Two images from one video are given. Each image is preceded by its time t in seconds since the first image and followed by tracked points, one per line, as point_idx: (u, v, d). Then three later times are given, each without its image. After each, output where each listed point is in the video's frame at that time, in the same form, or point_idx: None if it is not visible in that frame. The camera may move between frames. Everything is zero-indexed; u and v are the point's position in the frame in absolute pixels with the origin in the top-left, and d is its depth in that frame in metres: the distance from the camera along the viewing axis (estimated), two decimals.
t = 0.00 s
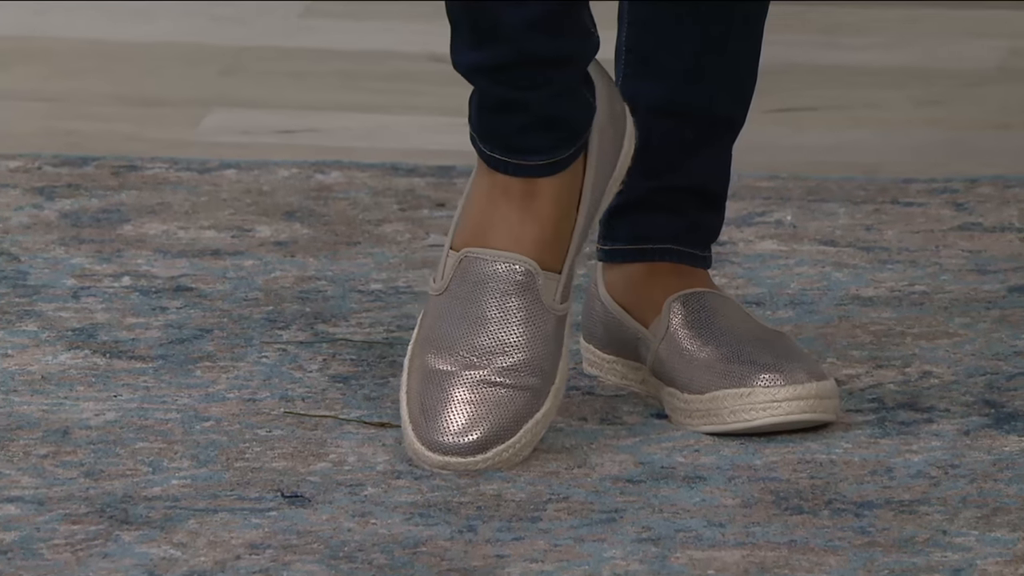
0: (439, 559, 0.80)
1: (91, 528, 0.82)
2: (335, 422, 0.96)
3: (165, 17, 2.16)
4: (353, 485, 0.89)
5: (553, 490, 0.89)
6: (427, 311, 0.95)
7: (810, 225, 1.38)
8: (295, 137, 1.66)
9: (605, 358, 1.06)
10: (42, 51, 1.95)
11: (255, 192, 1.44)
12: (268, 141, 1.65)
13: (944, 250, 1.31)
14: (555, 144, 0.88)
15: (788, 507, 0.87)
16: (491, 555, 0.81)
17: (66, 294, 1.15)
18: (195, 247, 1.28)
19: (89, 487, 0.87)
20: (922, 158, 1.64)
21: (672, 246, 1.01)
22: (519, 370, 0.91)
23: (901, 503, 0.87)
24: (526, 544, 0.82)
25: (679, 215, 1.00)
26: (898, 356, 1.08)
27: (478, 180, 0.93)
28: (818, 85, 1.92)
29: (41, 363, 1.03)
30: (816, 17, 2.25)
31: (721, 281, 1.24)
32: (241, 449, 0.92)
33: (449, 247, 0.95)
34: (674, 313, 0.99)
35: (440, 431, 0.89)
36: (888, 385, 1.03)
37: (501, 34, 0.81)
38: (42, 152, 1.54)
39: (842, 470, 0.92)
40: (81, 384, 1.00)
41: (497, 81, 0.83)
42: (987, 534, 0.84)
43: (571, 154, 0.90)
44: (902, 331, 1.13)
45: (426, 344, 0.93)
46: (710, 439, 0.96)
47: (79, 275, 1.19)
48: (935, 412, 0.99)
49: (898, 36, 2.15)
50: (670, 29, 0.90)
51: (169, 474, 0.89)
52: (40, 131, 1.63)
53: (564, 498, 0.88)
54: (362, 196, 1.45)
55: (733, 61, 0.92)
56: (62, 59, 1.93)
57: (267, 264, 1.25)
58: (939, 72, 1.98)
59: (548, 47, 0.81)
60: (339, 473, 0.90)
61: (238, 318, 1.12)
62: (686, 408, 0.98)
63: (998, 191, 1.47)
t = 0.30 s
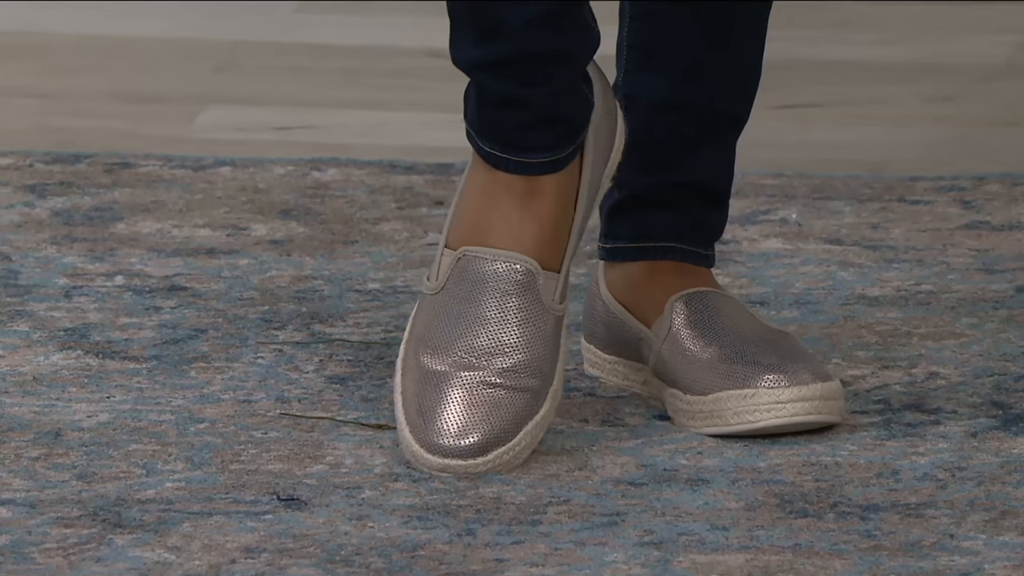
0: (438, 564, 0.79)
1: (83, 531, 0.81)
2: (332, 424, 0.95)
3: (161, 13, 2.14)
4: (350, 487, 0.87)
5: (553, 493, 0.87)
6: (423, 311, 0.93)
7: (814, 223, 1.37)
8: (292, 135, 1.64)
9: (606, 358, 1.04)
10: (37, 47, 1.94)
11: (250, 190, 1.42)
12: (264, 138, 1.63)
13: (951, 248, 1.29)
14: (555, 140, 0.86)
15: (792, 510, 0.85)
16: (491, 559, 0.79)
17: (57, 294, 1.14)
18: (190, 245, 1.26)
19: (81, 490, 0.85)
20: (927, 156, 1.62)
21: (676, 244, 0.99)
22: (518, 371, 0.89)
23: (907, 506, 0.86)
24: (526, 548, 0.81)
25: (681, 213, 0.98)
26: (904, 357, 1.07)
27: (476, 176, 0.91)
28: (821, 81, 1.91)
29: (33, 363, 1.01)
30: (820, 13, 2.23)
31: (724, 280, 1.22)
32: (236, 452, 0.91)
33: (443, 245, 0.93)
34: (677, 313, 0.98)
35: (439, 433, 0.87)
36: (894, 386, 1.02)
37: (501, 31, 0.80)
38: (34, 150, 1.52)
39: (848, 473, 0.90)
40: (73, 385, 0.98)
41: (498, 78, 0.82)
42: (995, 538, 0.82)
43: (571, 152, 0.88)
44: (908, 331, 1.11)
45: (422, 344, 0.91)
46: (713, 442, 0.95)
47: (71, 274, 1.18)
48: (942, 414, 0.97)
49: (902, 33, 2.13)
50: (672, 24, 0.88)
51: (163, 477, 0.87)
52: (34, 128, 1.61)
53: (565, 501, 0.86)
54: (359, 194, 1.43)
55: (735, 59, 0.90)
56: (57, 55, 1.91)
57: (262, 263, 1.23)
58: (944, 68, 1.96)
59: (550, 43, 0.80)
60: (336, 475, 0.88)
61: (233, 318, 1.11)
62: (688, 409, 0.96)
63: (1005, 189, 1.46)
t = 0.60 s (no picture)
0: (437, 566, 0.78)
1: (78, 534, 0.80)
2: (330, 425, 0.94)
3: (158, 10, 2.13)
4: (348, 489, 0.86)
5: (553, 494, 0.86)
6: (418, 310, 0.92)
7: (817, 222, 1.36)
8: (291, 133, 1.64)
9: (608, 359, 1.03)
10: (34, 44, 1.93)
11: (247, 188, 1.42)
12: (263, 136, 1.62)
13: (956, 248, 1.29)
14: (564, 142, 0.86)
15: (795, 512, 0.84)
16: (490, 561, 0.78)
17: (53, 294, 1.13)
18: (187, 245, 1.26)
19: (77, 492, 0.84)
20: (931, 154, 1.61)
21: (678, 242, 0.99)
22: (519, 372, 0.89)
23: (911, 508, 0.85)
24: (526, 550, 0.80)
25: (683, 210, 0.97)
26: (908, 357, 1.06)
27: (480, 176, 0.90)
28: (823, 79, 1.89)
29: (28, 364, 1.00)
30: (823, 10, 2.22)
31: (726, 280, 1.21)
32: (233, 453, 0.90)
33: (439, 246, 0.92)
34: (678, 313, 0.97)
35: (440, 434, 0.86)
36: (897, 387, 1.01)
37: (522, 31, 0.79)
38: (30, 148, 1.52)
39: (851, 474, 0.89)
40: (69, 386, 0.97)
41: (514, 78, 0.81)
42: (1000, 540, 0.81)
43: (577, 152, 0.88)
44: (912, 331, 1.10)
45: (418, 344, 0.90)
46: (715, 443, 0.94)
47: (67, 274, 1.17)
48: (946, 414, 0.97)
49: (905, 30, 2.12)
50: (677, 19, 0.87)
51: (160, 478, 0.86)
52: (31, 126, 1.60)
53: (565, 502, 0.85)
54: (358, 192, 1.42)
55: (739, 51, 0.89)
56: (54, 53, 1.90)
57: (260, 262, 1.22)
58: (947, 66, 1.95)
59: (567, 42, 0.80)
60: (334, 477, 0.88)
61: (230, 318, 1.10)
62: (690, 410, 0.95)
63: (1010, 188, 1.45)
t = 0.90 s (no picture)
0: (437, 566, 0.78)
1: (79, 534, 0.80)
2: (330, 425, 0.94)
3: (157, 9, 2.13)
4: (348, 489, 0.86)
5: (553, 494, 0.86)
6: (413, 307, 0.91)
7: (818, 222, 1.36)
8: (291, 133, 1.64)
9: (608, 359, 1.03)
10: (33, 44, 1.93)
11: (247, 188, 1.42)
12: (262, 136, 1.62)
13: (956, 248, 1.29)
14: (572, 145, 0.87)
15: (795, 512, 0.84)
16: (490, 561, 0.78)
17: (53, 294, 1.13)
18: (187, 245, 1.26)
19: (77, 492, 0.84)
20: (932, 154, 1.61)
21: (680, 241, 0.99)
22: (520, 374, 0.89)
23: (911, 509, 0.85)
24: (526, 550, 0.80)
25: (684, 209, 0.97)
26: (908, 357, 1.06)
27: (482, 175, 0.89)
28: (823, 79, 1.89)
29: (27, 364, 1.00)
30: (823, 10, 2.22)
31: (726, 280, 1.21)
32: (233, 453, 0.90)
33: (433, 245, 0.91)
34: (679, 313, 0.96)
35: (445, 436, 0.86)
36: (898, 387, 1.01)
37: (547, 34, 0.80)
38: (29, 148, 1.52)
39: (851, 475, 0.89)
40: (69, 386, 0.97)
41: (533, 80, 0.82)
42: (1000, 540, 0.81)
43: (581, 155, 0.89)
44: (912, 331, 1.10)
45: (418, 343, 0.90)
46: (715, 443, 0.94)
47: (66, 274, 1.17)
48: (947, 415, 0.96)
49: (905, 30, 2.12)
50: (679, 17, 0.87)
51: (160, 478, 0.86)
52: (30, 125, 1.60)
53: (565, 503, 0.85)
54: (358, 192, 1.42)
55: (741, 48, 0.90)
56: (54, 53, 1.90)
57: (260, 262, 1.22)
58: (948, 65, 1.95)
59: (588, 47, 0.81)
60: (334, 476, 0.88)
61: (230, 318, 1.10)
62: (691, 410, 0.95)
63: (1010, 187, 1.45)
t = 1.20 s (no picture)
0: (437, 567, 0.77)
1: (76, 535, 0.79)
2: (328, 426, 0.93)
3: (155, 8, 2.13)
4: (347, 490, 0.85)
5: (553, 495, 0.86)
6: (412, 304, 0.90)
7: (820, 222, 1.35)
8: (289, 132, 1.63)
9: (609, 359, 1.03)
10: (30, 43, 1.92)
11: (245, 187, 1.41)
12: (261, 135, 1.61)
13: (959, 247, 1.28)
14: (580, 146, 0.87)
15: (797, 514, 0.84)
16: (490, 563, 0.78)
17: (49, 293, 1.12)
18: (184, 244, 1.25)
19: (74, 493, 0.84)
20: (935, 153, 1.61)
21: (681, 240, 0.98)
22: (522, 375, 0.89)
23: (914, 510, 0.84)
24: (526, 552, 0.79)
25: (685, 208, 0.97)
26: (911, 357, 1.05)
27: (487, 174, 0.89)
28: (825, 78, 1.89)
29: (24, 364, 1.00)
30: (825, 9, 2.22)
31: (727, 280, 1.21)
32: (231, 454, 0.89)
33: (434, 242, 0.91)
34: (681, 312, 0.96)
35: (447, 437, 0.86)
36: (900, 388, 1.00)
37: (568, 34, 0.79)
38: (26, 147, 1.51)
39: (853, 476, 0.88)
40: (65, 386, 0.97)
41: (548, 80, 0.81)
42: (1003, 542, 0.81)
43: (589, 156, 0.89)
44: (915, 331, 1.10)
45: (419, 342, 0.89)
46: (716, 443, 0.93)
47: (63, 274, 1.16)
48: (950, 415, 0.96)
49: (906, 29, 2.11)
50: (679, 15, 0.87)
51: (157, 479, 0.86)
52: (26, 124, 1.60)
53: (566, 504, 0.84)
54: (357, 191, 1.42)
55: (742, 48, 0.89)
56: (51, 52, 1.89)
57: (258, 262, 1.22)
58: (950, 64, 1.94)
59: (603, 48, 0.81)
60: (333, 477, 0.87)
61: (228, 318, 1.09)
62: (692, 410, 0.95)
63: (1014, 186, 1.44)
